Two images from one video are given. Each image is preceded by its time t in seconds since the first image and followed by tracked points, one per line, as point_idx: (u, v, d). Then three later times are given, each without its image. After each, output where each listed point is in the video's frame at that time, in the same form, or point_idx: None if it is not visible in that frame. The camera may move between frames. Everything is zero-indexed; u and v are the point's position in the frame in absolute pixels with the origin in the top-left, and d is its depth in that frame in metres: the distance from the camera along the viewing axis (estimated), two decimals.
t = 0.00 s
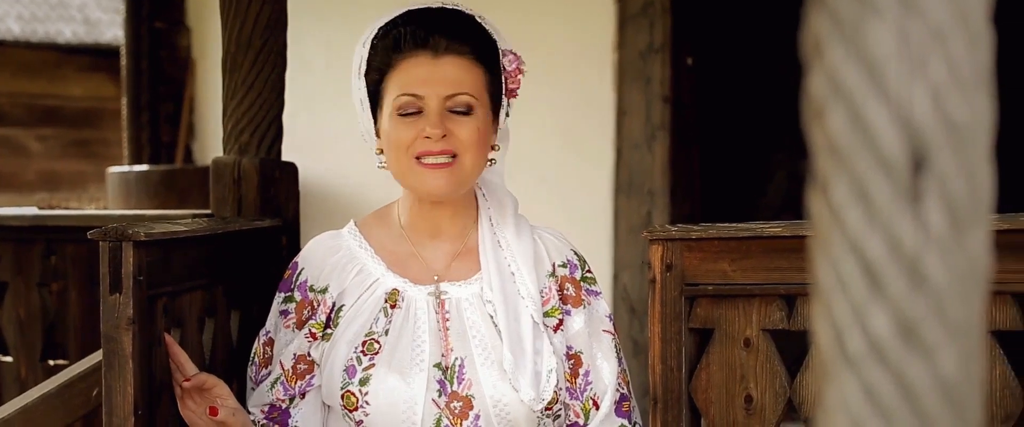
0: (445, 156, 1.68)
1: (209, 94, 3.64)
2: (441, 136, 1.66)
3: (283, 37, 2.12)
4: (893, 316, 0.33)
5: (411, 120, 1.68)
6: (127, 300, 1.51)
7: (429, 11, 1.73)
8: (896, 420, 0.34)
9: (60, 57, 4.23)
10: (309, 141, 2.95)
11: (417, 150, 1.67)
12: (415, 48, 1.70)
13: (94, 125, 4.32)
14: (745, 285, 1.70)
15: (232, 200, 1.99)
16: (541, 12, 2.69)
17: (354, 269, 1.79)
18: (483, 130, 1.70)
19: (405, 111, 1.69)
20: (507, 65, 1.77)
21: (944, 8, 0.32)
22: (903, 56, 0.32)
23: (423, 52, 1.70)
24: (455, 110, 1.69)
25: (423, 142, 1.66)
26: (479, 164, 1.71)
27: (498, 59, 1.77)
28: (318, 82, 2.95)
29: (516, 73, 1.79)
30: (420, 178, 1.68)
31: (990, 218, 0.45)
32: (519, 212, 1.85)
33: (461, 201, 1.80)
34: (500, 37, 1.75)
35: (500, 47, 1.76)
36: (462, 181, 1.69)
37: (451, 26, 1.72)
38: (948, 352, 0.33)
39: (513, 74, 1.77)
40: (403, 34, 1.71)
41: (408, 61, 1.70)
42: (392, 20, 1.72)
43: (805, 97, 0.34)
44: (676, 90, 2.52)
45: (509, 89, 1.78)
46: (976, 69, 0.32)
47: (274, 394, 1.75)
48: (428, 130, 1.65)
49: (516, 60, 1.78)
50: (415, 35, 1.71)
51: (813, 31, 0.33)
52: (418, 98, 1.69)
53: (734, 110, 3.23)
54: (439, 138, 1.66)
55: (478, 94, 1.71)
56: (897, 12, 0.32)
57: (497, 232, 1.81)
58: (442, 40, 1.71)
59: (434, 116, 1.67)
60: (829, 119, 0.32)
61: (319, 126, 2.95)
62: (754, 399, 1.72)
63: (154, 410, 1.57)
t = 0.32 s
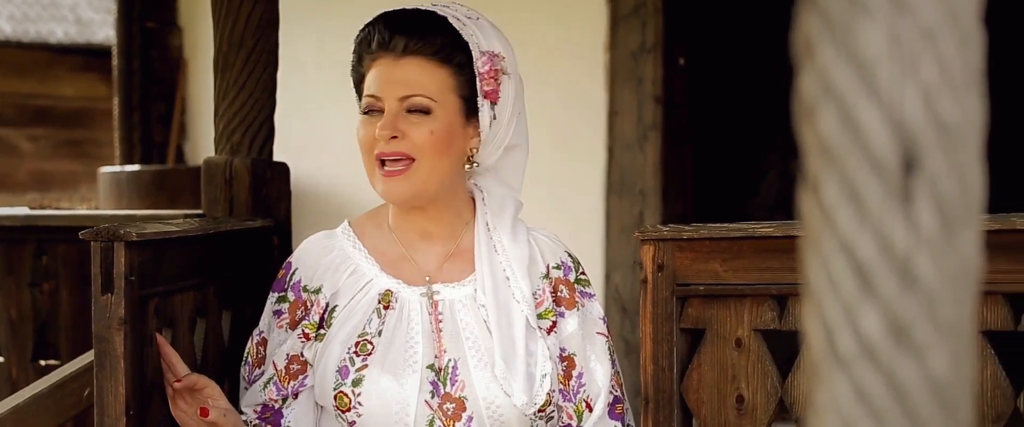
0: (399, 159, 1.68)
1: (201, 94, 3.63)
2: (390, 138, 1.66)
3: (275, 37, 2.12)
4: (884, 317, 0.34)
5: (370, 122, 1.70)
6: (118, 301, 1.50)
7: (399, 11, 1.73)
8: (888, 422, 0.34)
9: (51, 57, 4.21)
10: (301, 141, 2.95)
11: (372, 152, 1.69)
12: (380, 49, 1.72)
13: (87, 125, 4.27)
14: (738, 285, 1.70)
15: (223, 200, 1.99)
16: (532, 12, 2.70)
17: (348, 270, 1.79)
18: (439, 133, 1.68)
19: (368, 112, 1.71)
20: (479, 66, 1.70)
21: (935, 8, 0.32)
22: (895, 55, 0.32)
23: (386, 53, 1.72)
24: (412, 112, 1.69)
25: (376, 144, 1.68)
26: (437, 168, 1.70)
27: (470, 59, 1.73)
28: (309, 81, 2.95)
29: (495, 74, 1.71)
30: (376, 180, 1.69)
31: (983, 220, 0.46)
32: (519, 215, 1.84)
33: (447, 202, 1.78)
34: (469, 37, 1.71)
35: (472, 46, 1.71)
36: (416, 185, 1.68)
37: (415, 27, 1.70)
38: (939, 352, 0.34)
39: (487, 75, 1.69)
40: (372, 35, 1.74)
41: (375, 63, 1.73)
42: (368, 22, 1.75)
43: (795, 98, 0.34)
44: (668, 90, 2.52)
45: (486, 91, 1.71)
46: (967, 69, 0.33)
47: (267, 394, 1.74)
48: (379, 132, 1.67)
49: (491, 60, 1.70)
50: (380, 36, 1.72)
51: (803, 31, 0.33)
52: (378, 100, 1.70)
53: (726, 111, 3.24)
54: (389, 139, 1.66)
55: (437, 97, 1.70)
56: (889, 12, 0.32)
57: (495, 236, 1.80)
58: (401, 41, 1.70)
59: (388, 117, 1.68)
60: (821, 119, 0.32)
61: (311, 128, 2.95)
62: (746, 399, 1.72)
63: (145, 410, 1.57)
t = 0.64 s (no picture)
0: (397, 157, 1.68)
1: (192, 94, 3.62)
2: (389, 137, 1.66)
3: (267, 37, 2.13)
4: (874, 318, 0.34)
5: (365, 123, 1.69)
6: (110, 301, 1.50)
7: (388, 12, 1.73)
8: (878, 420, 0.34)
9: (43, 57, 4.21)
10: (294, 141, 2.95)
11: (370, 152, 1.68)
12: (372, 50, 1.72)
13: (78, 125, 4.24)
14: (729, 285, 1.71)
15: (215, 200, 1.98)
16: (524, 12, 2.70)
17: (338, 270, 1.79)
18: (437, 130, 1.69)
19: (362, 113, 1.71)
20: (472, 64, 1.71)
21: (926, 10, 0.33)
22: (887, 54, 0.33)
23: (378, 54, 1.71)
24: (408, 111, 1.69)
25: (374, 144, 1.67)
26: (435, 165, 1.70)
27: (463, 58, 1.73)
28: (301, 81, 2.94)
29: (487, 71, 1.72)
30: (374, 181, 1.68)
31: (974, 218, 0.46)
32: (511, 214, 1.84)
33: (438, 202, 1.78)
34: (461, 35, 1.72)
35: (463, 44, 1.72)
36: (415, 183, 1.69)
37: (406, 27, 1.70)
38: (929, 351, 0.34)
39: (480, 72, 1.71)
40: (363, 37, 1.73)
41: (367, 63, 1.72)
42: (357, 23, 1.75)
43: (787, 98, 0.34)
44: (660, 90, 2.53)
45: (477, 88, 1.72)
46: (958, 69, 0.33)
47: (258, 394, 1.74)
48: (377, 132, 1.66)
49: (483, 57, 1.72)
50: (372, 37, 1.72)
51: (794, 32, 0.33)
52: (372, 100, 1.70)
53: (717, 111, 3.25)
54: (388, 139, 1.66)
55: (432, 95, 1.70)
56: (879, 11, 0.33)
57: (486, 237, 1.81)
58: (395, 41, 1.70)
59: (384, 117, 1.68)
60: (811, 119, 0.33)
61: (303, 128, 2.94)
62: (738, 399, 1.73)
63: (136, 411, 1.57)
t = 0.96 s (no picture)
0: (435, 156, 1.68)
1: (184, 94, 3.62)
2: (433, 136, 1.66)
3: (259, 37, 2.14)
4: (863, 318, 0.34)
5: (398, 123, 1.67)
6: (101, 300, 1.50)
7: (396, 13, 1.74)
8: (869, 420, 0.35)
9: (34, 57, 4.16)
10: (285, 141, 2.95)
11: (408, 152, 1.67)
12: (392, 50, 1.70)
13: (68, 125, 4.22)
14: (720, 285, 1.71)
15: (206, 200, 1.98)
16: (516, 12, 2.71)
17: (328, 271, 1.80)
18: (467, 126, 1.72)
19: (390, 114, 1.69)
20: (473, 59, 1.79)
21: (915, 10, 0.32)
22: (876, 54, 0.33)
23: (400, 54, 1.71)
24: (438, 108, 1.70)
25: (416, 143, 1.66)
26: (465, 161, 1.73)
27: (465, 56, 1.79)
28: (293, 80, 2.94)
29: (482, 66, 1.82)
30: (414, 180, 1.67)
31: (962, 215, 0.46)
32: (490, 204, 1.84)
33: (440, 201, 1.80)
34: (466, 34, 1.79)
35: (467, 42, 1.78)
36: (453, 180, 1.70)
37: (422, 26, 1.72)
38: (920, 350, 0.34)
39: (480, 67, 1.80)
40: (378, 37, 1.71)
41: (388, 63, 1.70)
42: (365, 24, 1.72)
43: (777, 97, 0.34)
44: (651, 91, 2.54)
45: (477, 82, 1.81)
46: (949, 68, 0.33)
47: (249, 395, 1.75)
48: (421, 131, 1.65)
49: (479, 54, 1.81)
50: (390, 36, 1.71)
51: (785, 32, 0.33)
52: (402, 100, 1.69)
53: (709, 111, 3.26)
54: (432, 137, 1.66)
55: (456, 92, 1.73)
56: (869, 11, 0.32)
57: (472, 236, 1.81)
58: (418, 40, 1.71)
59: (422, 116, 1.67)
60: (802, 118, 0.33)
61: (296, 129, 2.94)
62: (728, 399, 1.73)
63: (127, 411, 1.57)
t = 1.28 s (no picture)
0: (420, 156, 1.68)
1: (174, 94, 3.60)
2: (417, 136, 1.66)
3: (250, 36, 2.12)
4: (851, 317, 0.35)
5: (383, 124, 1.68)
6: (91, 300, 1.50)
7: (383, 12, 1.74)
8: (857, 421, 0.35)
9: (22, 56, 4.13)
10: (275, 141, 2.94)
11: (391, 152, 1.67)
12: (377, 51, 1.70)
13: (57, 124, 4.19)
14: (710, 285, 1.72)
15: (196, 200, 1.99)
16: (507, 12, 2.71)
17: (319, 270, 1.80)
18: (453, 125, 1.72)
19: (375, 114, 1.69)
20: (463, 58, 1.79)
21: (905, 10, 0.33)
22: (865, 55, 0.33)
23: (385, 54, 1.71)
24: (423, 108, 1.70)
25: (399, 144, 1.66)
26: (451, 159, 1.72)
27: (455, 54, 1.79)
28: (284, 80, 2.94)
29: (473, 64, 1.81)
30: (398, 180, 1.68)
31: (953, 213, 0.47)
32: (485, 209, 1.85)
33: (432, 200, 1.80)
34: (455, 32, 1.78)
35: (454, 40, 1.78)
36: (439, 179, 1.70)
37: (409, 25, 1.72)
38: (909, 350, 0.35)
39: (470, 66, 1.79)
40: (363, 37, 1.71)
41: (373, 64, 1.70)
42: (352, 23, 1.72)
43: (768, 97, 0.34)
44: (641, 91, 2.54)
45: (467, 80, 1.80)
46: (939, 68, 0.33)
47: (240, 394, 1.75)
48: (404, 132, 1.66)
49: (471, 52, 1.80)
50: (375, 37, 1.70)
51: (777, 32, 0.33)
52: (386, 101, 1.69)
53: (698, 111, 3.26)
54: (415, 138, 1.66)
55: (443, 91, 1.73)
56: (858, 10, 0.33)
57: (463, 235, 1.81)
58: (404, 40, 1.71)
59: (406, 117, 1.67)
60: (791, 119, 0.33)
61: (287, 129, 2.94)
62: (718, 399, 1.74)
63: (117, 411, 1.56)
